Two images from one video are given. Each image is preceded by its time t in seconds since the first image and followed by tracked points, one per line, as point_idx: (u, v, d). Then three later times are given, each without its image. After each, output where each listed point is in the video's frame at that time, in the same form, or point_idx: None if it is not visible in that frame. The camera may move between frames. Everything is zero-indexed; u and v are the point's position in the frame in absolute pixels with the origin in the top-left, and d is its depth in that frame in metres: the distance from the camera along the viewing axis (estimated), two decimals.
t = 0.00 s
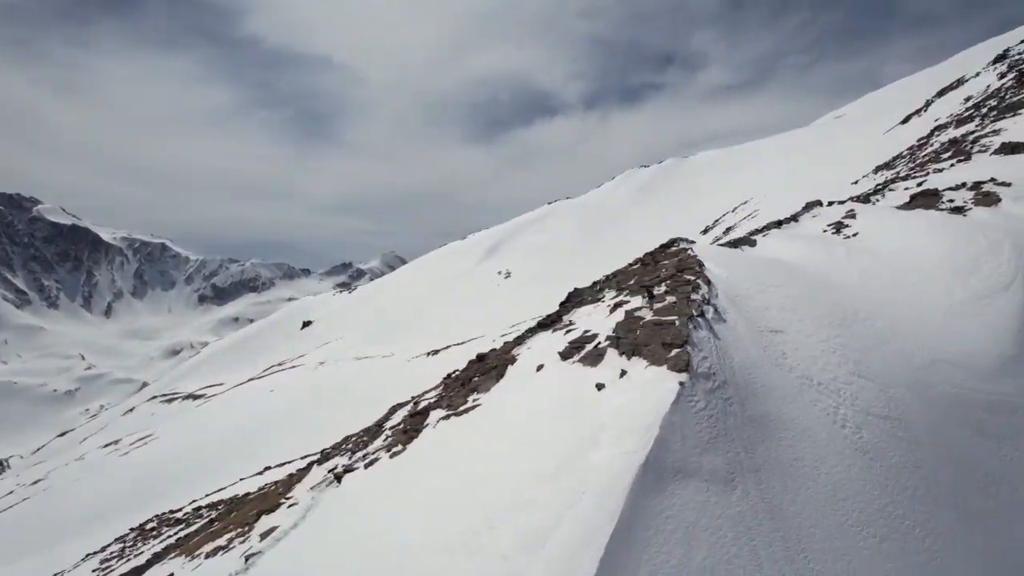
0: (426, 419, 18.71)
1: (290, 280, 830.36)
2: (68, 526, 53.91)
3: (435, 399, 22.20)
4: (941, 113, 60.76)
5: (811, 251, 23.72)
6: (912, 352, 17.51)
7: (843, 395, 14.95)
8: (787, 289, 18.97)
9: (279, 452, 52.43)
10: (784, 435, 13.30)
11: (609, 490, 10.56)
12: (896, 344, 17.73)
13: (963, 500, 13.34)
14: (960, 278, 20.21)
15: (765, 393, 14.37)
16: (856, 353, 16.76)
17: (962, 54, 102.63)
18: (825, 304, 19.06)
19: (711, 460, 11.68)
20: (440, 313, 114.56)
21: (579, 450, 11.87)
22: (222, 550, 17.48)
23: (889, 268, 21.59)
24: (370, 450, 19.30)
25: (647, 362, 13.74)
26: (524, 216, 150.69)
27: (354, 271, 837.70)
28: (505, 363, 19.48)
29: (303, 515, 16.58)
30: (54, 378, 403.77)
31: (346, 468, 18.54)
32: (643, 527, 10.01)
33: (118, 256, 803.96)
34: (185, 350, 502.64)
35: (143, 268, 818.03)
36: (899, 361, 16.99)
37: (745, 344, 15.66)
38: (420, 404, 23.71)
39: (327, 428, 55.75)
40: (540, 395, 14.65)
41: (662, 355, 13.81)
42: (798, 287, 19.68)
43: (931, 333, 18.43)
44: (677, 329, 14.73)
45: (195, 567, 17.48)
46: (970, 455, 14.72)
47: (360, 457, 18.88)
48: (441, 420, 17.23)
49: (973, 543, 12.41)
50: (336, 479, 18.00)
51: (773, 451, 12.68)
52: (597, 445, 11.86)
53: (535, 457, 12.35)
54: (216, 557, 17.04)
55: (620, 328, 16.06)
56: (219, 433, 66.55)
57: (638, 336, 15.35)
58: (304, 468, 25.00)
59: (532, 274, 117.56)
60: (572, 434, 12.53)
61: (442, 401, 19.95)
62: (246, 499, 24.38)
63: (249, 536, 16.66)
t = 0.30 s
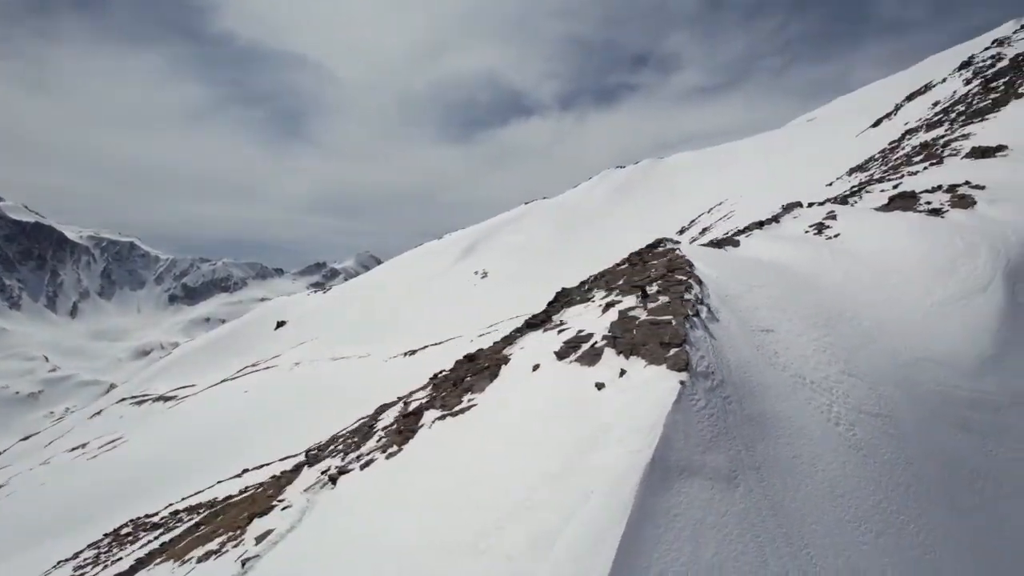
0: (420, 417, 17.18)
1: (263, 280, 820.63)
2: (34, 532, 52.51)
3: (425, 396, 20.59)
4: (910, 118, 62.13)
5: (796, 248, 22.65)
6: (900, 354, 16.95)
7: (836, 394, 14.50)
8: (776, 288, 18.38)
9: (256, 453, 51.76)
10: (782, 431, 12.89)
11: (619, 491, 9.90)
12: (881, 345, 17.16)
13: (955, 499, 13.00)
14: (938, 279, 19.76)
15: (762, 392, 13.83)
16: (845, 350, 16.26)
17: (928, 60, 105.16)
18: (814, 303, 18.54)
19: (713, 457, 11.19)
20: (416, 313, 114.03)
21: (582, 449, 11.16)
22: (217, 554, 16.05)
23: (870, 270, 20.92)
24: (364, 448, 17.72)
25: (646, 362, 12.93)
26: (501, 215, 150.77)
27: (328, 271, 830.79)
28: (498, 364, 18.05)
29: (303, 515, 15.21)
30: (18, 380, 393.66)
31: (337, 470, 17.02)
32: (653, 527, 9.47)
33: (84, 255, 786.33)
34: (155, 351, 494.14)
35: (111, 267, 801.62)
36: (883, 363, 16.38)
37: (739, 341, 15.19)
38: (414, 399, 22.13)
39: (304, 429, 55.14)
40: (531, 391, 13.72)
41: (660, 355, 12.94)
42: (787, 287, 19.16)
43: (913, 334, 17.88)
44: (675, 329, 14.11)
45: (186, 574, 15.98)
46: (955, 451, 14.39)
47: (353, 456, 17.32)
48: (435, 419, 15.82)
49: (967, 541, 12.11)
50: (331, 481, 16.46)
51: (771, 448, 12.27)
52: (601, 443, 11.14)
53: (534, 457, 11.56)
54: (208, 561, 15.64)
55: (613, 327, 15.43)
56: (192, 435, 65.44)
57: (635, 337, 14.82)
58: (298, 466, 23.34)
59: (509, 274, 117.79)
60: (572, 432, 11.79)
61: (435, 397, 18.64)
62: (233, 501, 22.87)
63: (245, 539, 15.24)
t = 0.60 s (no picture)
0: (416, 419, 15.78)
1: (234, 279, 809.08)
2: None
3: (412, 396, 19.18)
4: (880, 122, 63.44)
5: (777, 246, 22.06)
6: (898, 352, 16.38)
7: (834, 390, 14.11)
8: (767, 287, 18.05)
9: (231, 456, 51.13)
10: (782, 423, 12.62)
11: (630, 489, 9.71)
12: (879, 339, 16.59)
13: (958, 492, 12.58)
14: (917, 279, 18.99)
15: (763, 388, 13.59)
16: (837, 342, 16.04)
17: (896, 65, 107.62)
18: (793, 295, 18.13)
19: (712, 455, 10.96)
20: (393, 314, 113.26)
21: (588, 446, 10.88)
22: (209, 559, 14.64)
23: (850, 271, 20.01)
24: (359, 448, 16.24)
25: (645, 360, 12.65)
26: (478, 215, 150.54)
27: (302, 271, 822.39)
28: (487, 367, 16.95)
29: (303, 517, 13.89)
30: None
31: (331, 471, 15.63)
32: (665, 527, 9.32)
33: (49, 254, 767.17)
34: (123, 352, 484.29)
35: (77, 266, 783.49)
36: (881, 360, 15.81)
37: (738, 340, 14.98)
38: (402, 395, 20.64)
39: (281, 430, 54.60)
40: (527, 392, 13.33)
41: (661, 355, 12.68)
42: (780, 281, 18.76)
43: (899, 333, 17.10)
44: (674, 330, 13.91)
45: None
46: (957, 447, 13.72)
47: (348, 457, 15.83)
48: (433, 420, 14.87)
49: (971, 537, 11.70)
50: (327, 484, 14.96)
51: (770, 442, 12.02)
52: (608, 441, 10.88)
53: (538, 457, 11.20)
54: (198, 566, 14.33)
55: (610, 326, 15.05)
56: (163, 438, 64.12)
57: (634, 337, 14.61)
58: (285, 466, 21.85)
59: (486, 274, 117.90)
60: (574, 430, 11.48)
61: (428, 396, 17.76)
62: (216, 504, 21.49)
63: (239, 543, 13.88)
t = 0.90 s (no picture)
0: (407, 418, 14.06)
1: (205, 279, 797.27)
2: None
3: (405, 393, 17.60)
4: (852, 125, 64.39)
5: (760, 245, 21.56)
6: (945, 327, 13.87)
7: (854, 369, 11.99)
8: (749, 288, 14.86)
9: (205, 461, 50.26)
10: (799, 409, 10.56)
11: (628, 508, 8.12)
12: (908, 311, 14.63)
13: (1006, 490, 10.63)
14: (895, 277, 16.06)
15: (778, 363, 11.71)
16: (853, 319, 14.20)
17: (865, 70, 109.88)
18: (781, 291, 15.18)
19: (717, 458, 9.08)
20: (368, 313, 112.48)
21: (586, 447, 9.25)
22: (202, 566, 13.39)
23: (831, 269, 17.08)
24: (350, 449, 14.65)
25: (643, 359, 10.49)
26: (454, 215, 150.20)
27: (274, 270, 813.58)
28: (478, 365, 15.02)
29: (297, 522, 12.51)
30: None
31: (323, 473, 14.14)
32: (670, 558, 7.65)
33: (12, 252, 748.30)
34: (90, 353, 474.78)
35: (42, 266, 765.61)
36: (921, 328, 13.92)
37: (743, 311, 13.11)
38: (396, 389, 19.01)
39: (256, 433, 53.76)
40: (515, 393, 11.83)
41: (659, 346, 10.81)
42: (783, 264, 17.84)
43: (897, 323, 14.20)
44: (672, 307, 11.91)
45: None
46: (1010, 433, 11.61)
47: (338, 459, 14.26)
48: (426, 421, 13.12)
49: None
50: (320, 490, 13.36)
51: (786, 435, 9.99)
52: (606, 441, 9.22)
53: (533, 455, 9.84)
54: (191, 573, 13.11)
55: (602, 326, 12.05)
56: (133, 441, 62.87)
57: (627, 337, 11.28)
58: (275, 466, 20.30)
59: (462, 274, 117.66)
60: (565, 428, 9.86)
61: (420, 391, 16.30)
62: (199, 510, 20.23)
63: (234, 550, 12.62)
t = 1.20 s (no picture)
0: (404, 416, 13.16)
1: (173, 278, 782.56)
2: None
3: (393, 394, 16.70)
4: (824, 128, 65.55)
5: (739, 241, 21.85)
6: (930, 326, 14.13)
7: (845, 371, 12.00)
8: (739, 289, 14.87)
9: (179, 465, 49.30)
10: (795, 409, 10.46)
11: (640, 506, 7.85)
12: (893, 308, 14.82)
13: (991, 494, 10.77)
14: (876, 276, 16.31)
15: (768, 361, 11.62)
16: (844, 318, 14.33)
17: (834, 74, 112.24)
18: (767, 291, 15.33)
19: (719, 460, 8.88)
20: (343, 313, 111.48)
21: (597, 440, 9.01)
22: (193, 573, 12.02)
23: (816, 269, 17.29)
24: (342, 448, 13.63)
25: (643, 358, 10.33)
26: (430, 215, 149.68)
27: (245, 270, 801.72)
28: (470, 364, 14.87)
29: (297, 522, 11.26)
30: None
31: (316, 472, 13.06)
32: (681, 561, 7.39)
33: None
34: (53, 355, 462.72)
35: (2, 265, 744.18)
36: (908, 326, 14.14)
37: (731, 313, 13.06)
38: (382, 393, 18.05)
39: (230, 436, 52.87)
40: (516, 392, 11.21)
41: (654, 346, 10.56)
42: (766, 265, 18.04)
43: (882, 321, 14.36)
44: (664, 307, 11.81)
45: None
46: (993, 438, 11.82)
47: (332, 458, 13.28)
48: (424, 421, 12.32)
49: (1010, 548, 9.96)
50: (316, 488, 12.20)
51: (785, 436, 9.84)
52: (614, 436, 8.98)
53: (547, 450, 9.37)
54: None
55: (598, 325, 11.94)
56: (102, 444, 61.40)
57: (625, 336, 11.10)
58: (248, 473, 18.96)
59: (438, 274, 117.19)
60: (570, 423, 9.63)
61: (409, 388, 15.60)
62: (170, 519, 19.01)
63: (229, 550, 11.54)
